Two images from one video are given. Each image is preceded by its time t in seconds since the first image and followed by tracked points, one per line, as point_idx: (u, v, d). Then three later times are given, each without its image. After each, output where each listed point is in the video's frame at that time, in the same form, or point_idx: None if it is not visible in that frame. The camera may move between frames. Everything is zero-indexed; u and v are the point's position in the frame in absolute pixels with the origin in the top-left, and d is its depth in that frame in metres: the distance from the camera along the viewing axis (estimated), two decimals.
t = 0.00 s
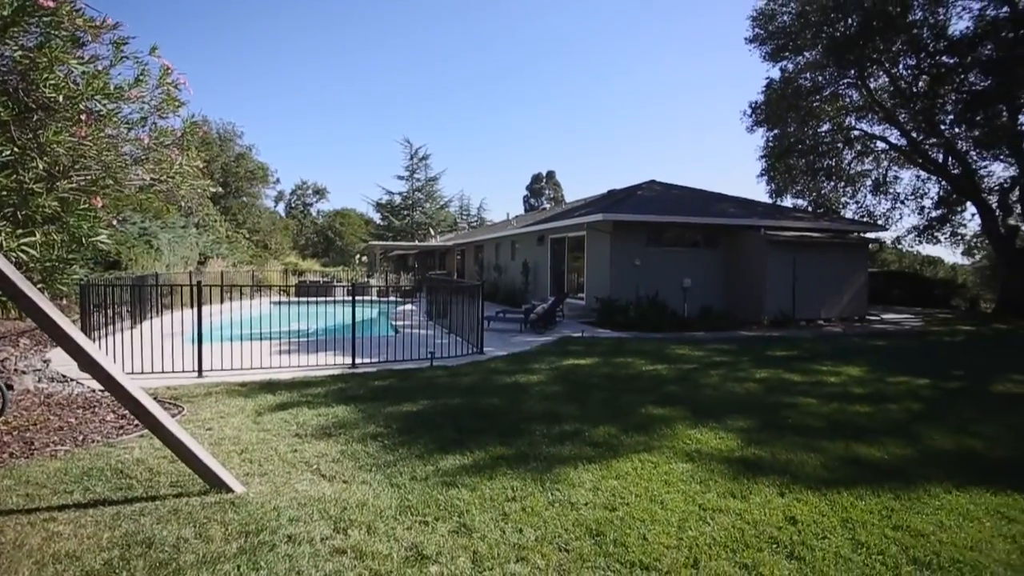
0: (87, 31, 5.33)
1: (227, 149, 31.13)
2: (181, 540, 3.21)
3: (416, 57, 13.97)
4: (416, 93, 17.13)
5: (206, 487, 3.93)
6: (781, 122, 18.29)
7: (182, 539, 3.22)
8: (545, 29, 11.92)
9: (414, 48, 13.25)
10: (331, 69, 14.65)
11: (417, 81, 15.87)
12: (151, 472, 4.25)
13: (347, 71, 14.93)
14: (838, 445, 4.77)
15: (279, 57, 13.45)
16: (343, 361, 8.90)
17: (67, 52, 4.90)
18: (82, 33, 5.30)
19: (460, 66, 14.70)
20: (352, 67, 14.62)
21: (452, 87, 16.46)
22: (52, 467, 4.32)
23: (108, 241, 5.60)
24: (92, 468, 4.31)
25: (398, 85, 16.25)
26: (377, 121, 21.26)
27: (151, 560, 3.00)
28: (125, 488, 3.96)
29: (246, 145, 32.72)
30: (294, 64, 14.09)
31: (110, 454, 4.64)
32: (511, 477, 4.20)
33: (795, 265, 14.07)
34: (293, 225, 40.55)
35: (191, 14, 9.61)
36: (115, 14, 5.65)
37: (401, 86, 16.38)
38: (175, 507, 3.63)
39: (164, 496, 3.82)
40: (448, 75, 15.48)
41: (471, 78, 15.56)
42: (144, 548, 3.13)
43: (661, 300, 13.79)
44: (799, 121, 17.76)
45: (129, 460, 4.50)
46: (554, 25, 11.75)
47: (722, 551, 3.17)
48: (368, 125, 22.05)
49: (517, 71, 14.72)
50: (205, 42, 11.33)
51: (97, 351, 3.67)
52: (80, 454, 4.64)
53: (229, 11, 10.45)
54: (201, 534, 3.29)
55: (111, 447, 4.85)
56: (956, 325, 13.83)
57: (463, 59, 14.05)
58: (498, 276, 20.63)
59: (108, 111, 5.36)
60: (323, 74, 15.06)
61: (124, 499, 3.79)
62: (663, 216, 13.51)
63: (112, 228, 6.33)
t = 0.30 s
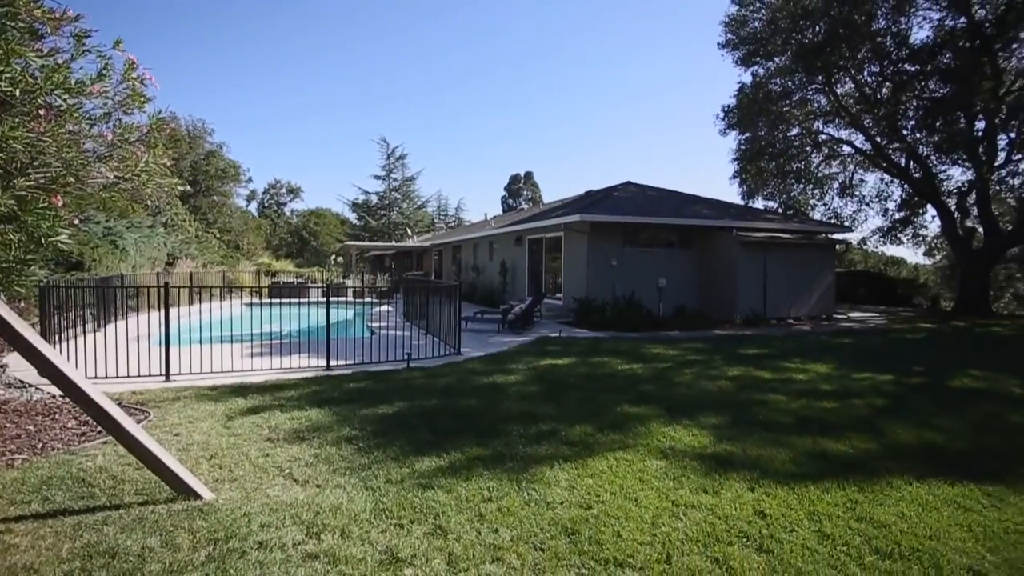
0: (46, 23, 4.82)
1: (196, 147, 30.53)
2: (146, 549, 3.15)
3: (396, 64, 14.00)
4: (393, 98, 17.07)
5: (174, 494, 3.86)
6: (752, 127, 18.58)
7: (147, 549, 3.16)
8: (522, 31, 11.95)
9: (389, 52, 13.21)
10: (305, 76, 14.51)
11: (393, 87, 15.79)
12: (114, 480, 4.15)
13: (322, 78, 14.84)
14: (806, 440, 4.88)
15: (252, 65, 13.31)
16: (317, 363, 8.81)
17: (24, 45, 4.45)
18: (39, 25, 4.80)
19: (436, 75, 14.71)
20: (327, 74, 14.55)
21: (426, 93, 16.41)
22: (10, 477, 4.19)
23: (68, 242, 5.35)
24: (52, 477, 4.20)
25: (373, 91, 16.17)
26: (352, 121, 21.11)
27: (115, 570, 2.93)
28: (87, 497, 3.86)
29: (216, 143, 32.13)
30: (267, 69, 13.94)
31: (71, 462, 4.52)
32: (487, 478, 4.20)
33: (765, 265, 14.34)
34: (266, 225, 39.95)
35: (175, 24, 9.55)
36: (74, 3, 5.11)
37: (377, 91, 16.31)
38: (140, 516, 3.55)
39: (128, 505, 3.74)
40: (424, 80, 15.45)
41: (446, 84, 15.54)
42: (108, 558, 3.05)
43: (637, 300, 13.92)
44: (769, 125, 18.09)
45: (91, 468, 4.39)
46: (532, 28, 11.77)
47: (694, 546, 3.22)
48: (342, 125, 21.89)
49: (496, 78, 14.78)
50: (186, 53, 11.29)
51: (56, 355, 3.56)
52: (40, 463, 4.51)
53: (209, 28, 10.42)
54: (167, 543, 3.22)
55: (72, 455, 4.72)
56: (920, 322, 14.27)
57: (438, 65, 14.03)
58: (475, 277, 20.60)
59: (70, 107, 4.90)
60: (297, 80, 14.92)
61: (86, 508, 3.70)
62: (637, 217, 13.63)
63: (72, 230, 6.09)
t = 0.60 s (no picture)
0: None
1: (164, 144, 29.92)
2: (109, 559, 3.06)
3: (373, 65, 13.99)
4: (367, 98, 16.92)
5: (138, 502, 3.75)
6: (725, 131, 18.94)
7: (111, 559, 3.07)
8: (501, 32, 11.96)
9: (363, 53, 13.15)
10: (278, 75, 14.33)
11: (368, 86, 15.71)
12: (76, 489, 4.04)
13: (297, 78, 14.69)
14: (775, 435, 4.97)
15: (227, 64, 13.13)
16: (291, 366, 8.70)
17: None
18: None
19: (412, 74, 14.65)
20: (300, 73, 14.41)
21: (400, 92, 16.30)
22: None
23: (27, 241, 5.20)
24: (10, 487, 4.07)
25: (348, 89, 16.05)
26: (327, 120, 20.94)
27: None
28: (47, 507, 3.74)
29: (186, 140, 31.54)
30: (238, 70, 13.76)
31: (30, 471, 4.39)
32: (463, 479, 4.19)
33: (737, 265, 14.60)
34: (238, 225, 39.30)
35: (148, 23, 9.37)
36: None
37: (351, 91, 16.18)
38: (103, 525, 3.46)
39: (91, 514, 3.64)
40: (400, 82, 15.37)
41: (422, 84, 15.47)
42: (69, 569, 2.96)
43: (614, 300, 14.02)
44: (742, 129, 18.40)
45: (51, 477, 4.27)
46: (510, 27, 11.77)
47: (666, 542, 3.26)
48: (318, 124, 21.71)
49: (473, 79, 14.79)
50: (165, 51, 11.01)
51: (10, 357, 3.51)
52: None
53: (186, 23, 10.27)
54: (132, 552, 3.13)
55: (31, 463, 4.58)
56: (884, 320, 14.66)
57: (414, 65, 14.02)
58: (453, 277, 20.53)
59: (29, 101, 4.72)
60: (271, 79, 14.74)
61: (45, 518, 3.59)
62: (614, 218, 13.72)
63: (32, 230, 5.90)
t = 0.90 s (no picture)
0: None
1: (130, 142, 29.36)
2: (70, 570, 2.97)
3: (349, 65, 13.97)
4: (342, 96, 16.78)
5: (100, 511, 3.64)
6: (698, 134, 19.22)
7: (72, 570, 2.97)
8: (478, 32, 11.96)
9: (338, 52, 13.07)
10: (252, 74, 14.17)
11: (343, 85, 15.59)
12: (35, 499, 3.92)
13: (270, 76, 14.53)
14: (747, 432, 5.05)
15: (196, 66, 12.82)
16: (264, 369, 8.57)
17: None
18: None
19: (388, 74, 14.59)
20: (272, 72, 14.24)
21: (374, 91, 16.18)
22: None
23: None
24: None
25: (322, 88, 15.90)
26: (301, 118, 20.71)
27: None
28: (3, 519, 3.62)
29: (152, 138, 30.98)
30: (208, 72, 13.50)
31: None
32: (439, 481, 4.16)
33: (711, 265, 14.84)
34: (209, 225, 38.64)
35: (119, 20, 9.21)
36: None
37: (326, 90, 16.07)
38: (64, 536, 3.35)
39: (50, 525, 3.52)
40: (375, 82, 15.26)
41: (398, 85, 15.40)
42: None
43: (592, 300, 14.09)
44: (715, 132, 18.71)
45: (8, 487, 4.14)
46: (488, 28, 11.79)
47: (641, 539, 3.28)
48: (292, 123, 21.47)
49: (450, 79, 14.78)
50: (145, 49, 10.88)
51: None
52: None
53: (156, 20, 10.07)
54: (94, 564, 3.03)
55: None
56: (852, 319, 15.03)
57: (390, 66, 13.99)
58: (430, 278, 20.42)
59: None
60: (243, 79, 14.54)
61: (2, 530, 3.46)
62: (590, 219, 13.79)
63: None
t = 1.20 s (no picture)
0: None
1: (92, 138, 28.93)
2: None
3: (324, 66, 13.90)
4: (316, 95, 16.62)
5: (60, 522, 3.52)
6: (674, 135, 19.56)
7: None
8: (455, 33, 11.96)
9: (314, 53, 12.98)
10: (223, 73, 13.93)
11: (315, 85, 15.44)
12: None
13: (240, 75, 14.32)
14: (719, 429, 5.14)
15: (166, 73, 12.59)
16: (235, 372, 8.41)
17: None
18: None
19: (362, 74, 14.49)
20: (253, 72, 14.26)
21: (346, 91, 16.04)
22: None
23: None
24: None
25: (295, 87, 15.73)
26: (273, 117, 20.40)
27: None
28: None
29: (117, 135, 30.62)
30: (189, 75, 13.47)
31: None
32: (415, 483, 4.12)
33: (686, 265, 15.10)
34: (178, 224, 37.89)
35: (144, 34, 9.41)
36: None
37: (298, 89, 15.90)
38: (22, 548, 3.23)
39: (7, 537, 3.40)
40: (349, 82, 15.13)
41: (373, 85, 15.29)
42: None
43: (569, 301, 14.16)
44: (689, 134, 19.03)
45: None
46: (466, 28, 11.80)
47: (615, 536, 3.31)
48: (264, 121, 21.13)
49: (426, 81, 14.73)
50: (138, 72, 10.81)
51: None
52: None
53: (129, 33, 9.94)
54: None
55: None
56: (818, 317, 15.39)
57: (365, 66, 13.89)
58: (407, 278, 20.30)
59: None
60: (214, 80, 14.30)
61: None
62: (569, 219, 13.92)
63: None
